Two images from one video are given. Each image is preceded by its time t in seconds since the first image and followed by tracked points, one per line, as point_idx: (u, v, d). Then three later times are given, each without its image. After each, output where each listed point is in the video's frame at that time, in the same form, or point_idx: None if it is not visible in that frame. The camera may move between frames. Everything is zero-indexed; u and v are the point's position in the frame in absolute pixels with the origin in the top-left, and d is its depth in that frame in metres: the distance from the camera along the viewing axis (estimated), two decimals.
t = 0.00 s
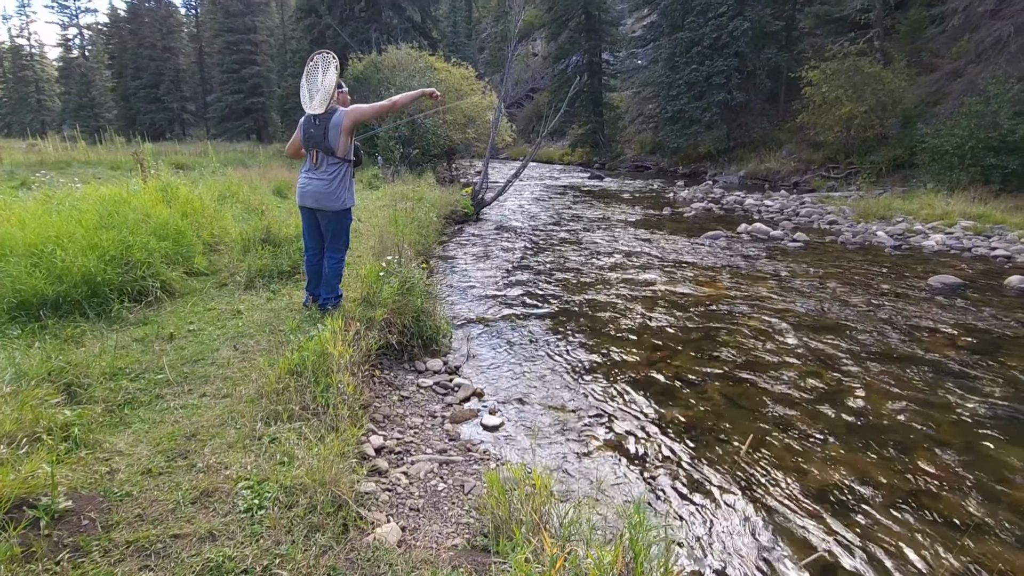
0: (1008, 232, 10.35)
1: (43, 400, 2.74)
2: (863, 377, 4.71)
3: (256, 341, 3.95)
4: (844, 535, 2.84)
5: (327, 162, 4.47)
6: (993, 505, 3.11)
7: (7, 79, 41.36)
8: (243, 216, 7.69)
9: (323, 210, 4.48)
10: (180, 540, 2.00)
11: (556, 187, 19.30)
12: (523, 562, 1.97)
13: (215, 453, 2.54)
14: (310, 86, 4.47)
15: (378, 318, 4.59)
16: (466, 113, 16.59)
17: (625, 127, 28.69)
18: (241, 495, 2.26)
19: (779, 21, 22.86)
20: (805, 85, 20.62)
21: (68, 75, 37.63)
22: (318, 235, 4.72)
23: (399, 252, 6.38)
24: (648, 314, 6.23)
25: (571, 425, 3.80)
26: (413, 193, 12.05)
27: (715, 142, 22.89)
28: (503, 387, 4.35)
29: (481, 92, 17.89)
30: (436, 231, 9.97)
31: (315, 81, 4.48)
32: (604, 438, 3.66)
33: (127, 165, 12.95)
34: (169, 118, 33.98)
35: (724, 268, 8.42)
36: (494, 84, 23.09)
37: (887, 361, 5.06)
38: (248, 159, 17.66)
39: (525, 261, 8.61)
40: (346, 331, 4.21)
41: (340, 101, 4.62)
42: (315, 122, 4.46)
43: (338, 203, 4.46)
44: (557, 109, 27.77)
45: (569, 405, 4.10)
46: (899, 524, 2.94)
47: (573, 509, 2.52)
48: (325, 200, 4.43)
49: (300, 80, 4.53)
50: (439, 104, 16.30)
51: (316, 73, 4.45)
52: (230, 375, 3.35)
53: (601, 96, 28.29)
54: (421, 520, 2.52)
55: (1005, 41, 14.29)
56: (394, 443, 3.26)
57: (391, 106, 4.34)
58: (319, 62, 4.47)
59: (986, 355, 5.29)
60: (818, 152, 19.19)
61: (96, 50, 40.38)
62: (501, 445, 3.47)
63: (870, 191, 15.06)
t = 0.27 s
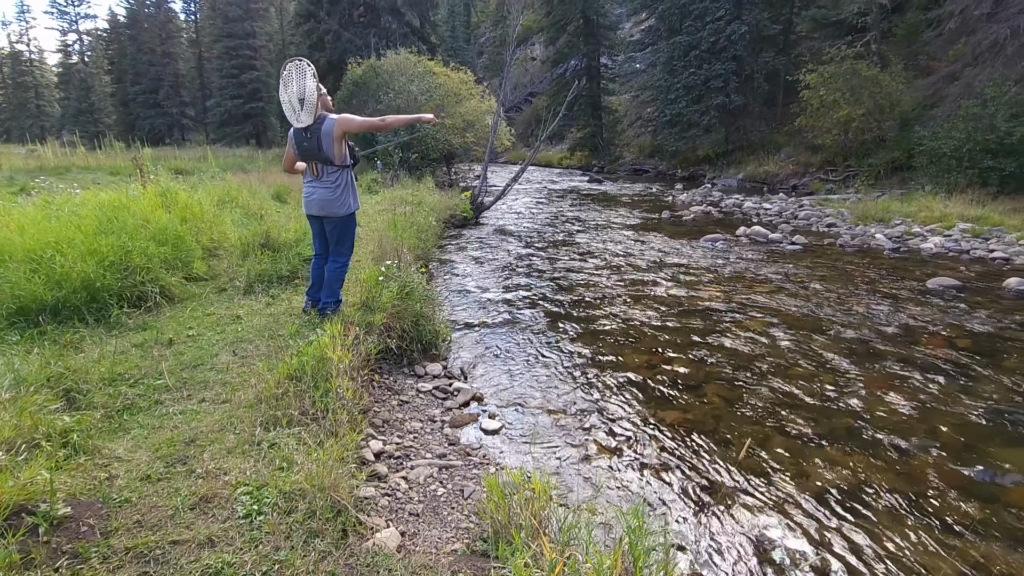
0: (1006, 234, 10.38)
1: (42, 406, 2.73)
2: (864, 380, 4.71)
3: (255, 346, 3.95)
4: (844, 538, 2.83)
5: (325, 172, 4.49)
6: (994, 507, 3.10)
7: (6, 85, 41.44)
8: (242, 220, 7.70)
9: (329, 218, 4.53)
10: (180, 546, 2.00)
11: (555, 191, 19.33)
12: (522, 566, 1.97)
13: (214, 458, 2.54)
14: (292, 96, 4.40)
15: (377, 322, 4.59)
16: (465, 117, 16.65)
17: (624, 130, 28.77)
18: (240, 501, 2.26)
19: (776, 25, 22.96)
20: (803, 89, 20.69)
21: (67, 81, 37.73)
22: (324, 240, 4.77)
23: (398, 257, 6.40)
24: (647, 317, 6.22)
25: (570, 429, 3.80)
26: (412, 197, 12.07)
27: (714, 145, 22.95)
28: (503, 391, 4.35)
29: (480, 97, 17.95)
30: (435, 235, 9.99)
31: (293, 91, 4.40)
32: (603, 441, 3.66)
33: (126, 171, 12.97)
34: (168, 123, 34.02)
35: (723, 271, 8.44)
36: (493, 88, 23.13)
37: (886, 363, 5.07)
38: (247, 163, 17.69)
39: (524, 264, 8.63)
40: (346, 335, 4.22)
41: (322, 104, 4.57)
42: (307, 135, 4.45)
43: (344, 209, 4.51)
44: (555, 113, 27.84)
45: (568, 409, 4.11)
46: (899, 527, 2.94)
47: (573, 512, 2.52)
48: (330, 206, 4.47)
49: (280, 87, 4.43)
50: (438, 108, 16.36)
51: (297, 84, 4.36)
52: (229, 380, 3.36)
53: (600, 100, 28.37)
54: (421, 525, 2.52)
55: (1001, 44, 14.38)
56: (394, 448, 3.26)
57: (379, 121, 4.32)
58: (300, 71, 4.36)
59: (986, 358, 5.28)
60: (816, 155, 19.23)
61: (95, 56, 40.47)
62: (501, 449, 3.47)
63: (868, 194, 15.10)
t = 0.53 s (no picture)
0: (1005, 237, 10.40)
1: (41, 413, 2.73)
2: (861, 383, 4.72)
3: (254, 351, 3.96)
4: (842, 542, 2.84)
5: (320, 183, 4.50)
6: (992, 510, 3.11)
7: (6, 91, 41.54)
8: (242, 226, 7.72)
9: (330, 224, 4.58)
10: (178, 552, 2.00)
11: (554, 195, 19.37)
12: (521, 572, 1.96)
13: (214, 464, 2.55)
14: (284, 109, 4.44)
15: (377, 327, 4.60)
16: (464, 122, 16.71)
17: (623, 135, 28.84)
18: (239, 507, 2.26)
19: (774, 29, 23.07)
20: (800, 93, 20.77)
21: (67, 87, 37.85)
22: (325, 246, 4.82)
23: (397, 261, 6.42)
24: (646, 321, 6.23)
25: (569, 433, 3.81)
26: (411, 202, 12.10)
27: (713, 149, 23.00)
28: (502, 396, 4.36)
29: (479, 101, 18.01)
30: (434, 240, 10.01)
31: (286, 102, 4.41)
32: (602, 445, 3.67)
33: (126, 177, 13.00)
34: (168, 129, 34.10)
35: (722, 275, 8.46)
36: (492, 93, 23.19)
37: (884, 366, 5.08)
38: (247, 169, 17.75)
39: (524, 268, 8.67)
40: (345, 340, 4.23)
41: (316, 115, 4.61)
42: (299, 145, 4.42)
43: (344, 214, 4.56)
44: (554, 117, 27.91)
45: (567, 413, 4.12)
46: (896, 530, 2.95)
47: (571, 517, 2.53)
48: (330, 212, 4.51)
49: (273, 99, 4.47)
50: (437, 113, 16.42)
51: (288, 98, 4.38)
52: (228, 386, 3.37)
53: (598, 105, 28.45)
54: (420, 530, 2.52)
55: (998, 48, 14.45)
56: (393, 453, 3.26)
57: (368, 140, 4.33)
58: (290, 85, 4.36)
59: (984, 360, 5.29)
60: (815, 158, 19.28)
61: (95, 62, 40.58)
62: (501, 453, 3.48)
63: (867, 197, 15.13)
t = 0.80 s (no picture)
0: (1006, 241, 10.40)
1: (43, 419, 2.75)
2: (862, 388, 4.71)
3: (255, 357, 3.97)
4: (843, 547, 2.84)
5: (312, 187, 4.51)
6: (993, 514, 3.11)
7: (9, 98, 41.78)
8: (243, 231, 7.74)
9: (321, 229, 4.57)
10: (179, 558, 2.01)
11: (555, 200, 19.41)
12: None
13: (215, 470, 2.56)
14: (288, 109, 4.52)
15: (377, 333, 4.62)
16: (465, 127, 16.76)
17: (623, 139, 28.90)
18: (240, 512, 2.27)
19: (774, 34, 23.14)
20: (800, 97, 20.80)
21: (70, 94, 38.06)
22: (320, 252, 4.81)
23: (397, 267, 6.44)
24: (647, 326, 6.23)
25: (570, 438, 3.81)
26: (412, 207, 12.13)
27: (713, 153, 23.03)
28: (503, 401, 4.36)
29: (479, 107, 18.08)
30: (435, 245, 10.02)
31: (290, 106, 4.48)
32: (602, 450, 3.67)
33: (128, 183, 13.06)
34: (170, 135, 34.24)
35: (722, 279, 8.47)
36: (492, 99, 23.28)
37: (884, 370, 5.08)
38: (249, 174, 17.82)
39: (526, 274, 8.65)
40: (346, 345, 4.24)
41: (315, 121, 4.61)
42: (295, 148, 4.48)
43: (336, 220, 4.54)
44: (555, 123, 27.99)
45: (568, 418, 4.11)
46: (896, 535, 2.95)
47: (571, 522, 2.53)
48: (322, 217, 4.50)
49: (279, 98, 4.55)
50: (438, 118, 16.49)
51: (292, 99, 4.46)
52: (229, 392, 3.38)
53: (599, 110, 28.52)
54: (421, 536, 2.52)
55: (998, 52, 14.48)
56: (393, 458, 3.27)
57: (360, 153, 4.34)
58: (296, 88, 4.43)
59: (985, 365, 5.28)
60: (815, 162, 19.30)
61: (97, 69, 40.79)
62: (501, 459, 3.48)
63: (867, 202, 15.14)
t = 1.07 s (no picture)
0: (1012, 247, 10.35)
1: (50, 424, 2.77)
2: (867, 395, 4.68)
3: (259, 363, 3.98)
4: (849, 555, 2.81)
5: (310, 193, 4.54)
6: (1001, 522, 3.07)
7: (19, 106, 42.30)
8: (248, 238, 7.79)
9: (318, 235, 4.59)
10: (183, 563, 2.02)
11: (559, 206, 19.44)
12: None
13: (219, 475, 2.57)
14: (291, 116, 4.58)
15: (381, 338, 4.64)
16: (469, 133, 16.83)
17: (627, 145, 28.96)
18: (243, 518, 2.28)
19: (777, 40, 23.21)
20: (804, 103, 20.81)
21: (78, 102, 38.50)
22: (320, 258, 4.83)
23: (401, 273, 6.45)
24: (651, 332, 6.22)
25: (573, 445, 3.80)
26: (416, 213, 12.17)
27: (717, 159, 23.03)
28: (506, 407, 4.36)
29: (483, 113, 18.17)
30: (439, 251, 10.05)
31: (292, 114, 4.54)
32: (606, 456, 3.66)
33: (135, 190, 13.17)
34: (177, 142, 34.54)
35: (726, 285, 8.45)
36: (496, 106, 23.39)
37: (889, 377, 5.05)
38: (254, 181, 17.94)
39: (531, 280, 8.64)
40: (349, 351, 4.26)
41: (316, 129, 4.63)
42: (295, 154, 4.54)
43: (333, 225, 4.55)
44: (558, 129, 28.09)
45: (571, 424, 4.11)
46: (902, 543, 2.92)
47: (574, 529, 2.52)
48: (320, 223, 4.52)
49: (284, 104, 4.61)
50: (442, 125, 16.57)
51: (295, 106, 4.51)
52: (233, 397, 3.39)
53: (602, 116, 28.61)
54: (424, 542, 2.52)
55: (1002, 58, 14.47)
56: (397, 464, 3.27)
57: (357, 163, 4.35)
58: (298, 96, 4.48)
59: (991, 371, 5.24)
60: (819, 168, 19.28)
61: (106, 77, 41.26)
62: (503, 465, 3.47)
63: (872, 207, 15.10)
